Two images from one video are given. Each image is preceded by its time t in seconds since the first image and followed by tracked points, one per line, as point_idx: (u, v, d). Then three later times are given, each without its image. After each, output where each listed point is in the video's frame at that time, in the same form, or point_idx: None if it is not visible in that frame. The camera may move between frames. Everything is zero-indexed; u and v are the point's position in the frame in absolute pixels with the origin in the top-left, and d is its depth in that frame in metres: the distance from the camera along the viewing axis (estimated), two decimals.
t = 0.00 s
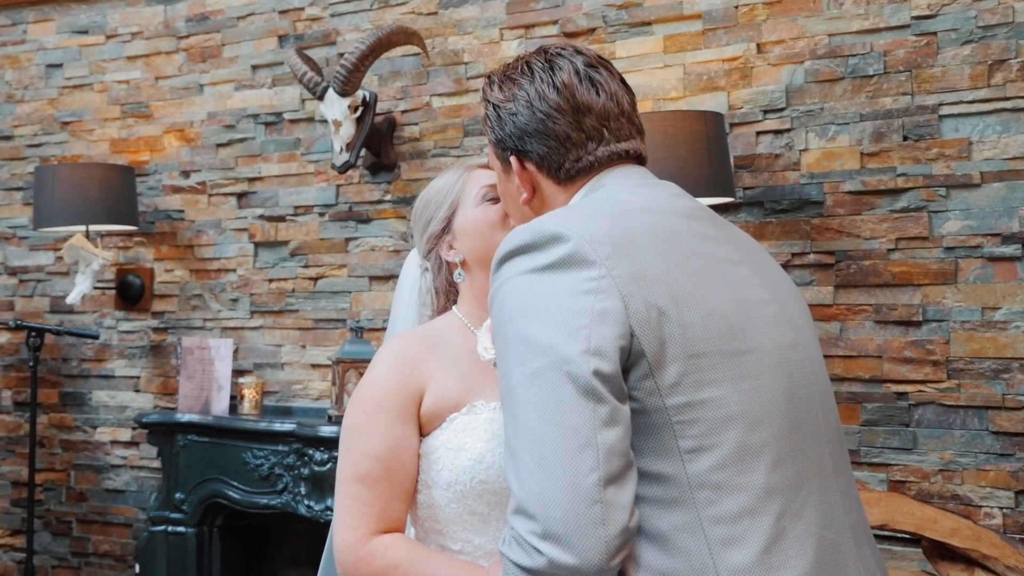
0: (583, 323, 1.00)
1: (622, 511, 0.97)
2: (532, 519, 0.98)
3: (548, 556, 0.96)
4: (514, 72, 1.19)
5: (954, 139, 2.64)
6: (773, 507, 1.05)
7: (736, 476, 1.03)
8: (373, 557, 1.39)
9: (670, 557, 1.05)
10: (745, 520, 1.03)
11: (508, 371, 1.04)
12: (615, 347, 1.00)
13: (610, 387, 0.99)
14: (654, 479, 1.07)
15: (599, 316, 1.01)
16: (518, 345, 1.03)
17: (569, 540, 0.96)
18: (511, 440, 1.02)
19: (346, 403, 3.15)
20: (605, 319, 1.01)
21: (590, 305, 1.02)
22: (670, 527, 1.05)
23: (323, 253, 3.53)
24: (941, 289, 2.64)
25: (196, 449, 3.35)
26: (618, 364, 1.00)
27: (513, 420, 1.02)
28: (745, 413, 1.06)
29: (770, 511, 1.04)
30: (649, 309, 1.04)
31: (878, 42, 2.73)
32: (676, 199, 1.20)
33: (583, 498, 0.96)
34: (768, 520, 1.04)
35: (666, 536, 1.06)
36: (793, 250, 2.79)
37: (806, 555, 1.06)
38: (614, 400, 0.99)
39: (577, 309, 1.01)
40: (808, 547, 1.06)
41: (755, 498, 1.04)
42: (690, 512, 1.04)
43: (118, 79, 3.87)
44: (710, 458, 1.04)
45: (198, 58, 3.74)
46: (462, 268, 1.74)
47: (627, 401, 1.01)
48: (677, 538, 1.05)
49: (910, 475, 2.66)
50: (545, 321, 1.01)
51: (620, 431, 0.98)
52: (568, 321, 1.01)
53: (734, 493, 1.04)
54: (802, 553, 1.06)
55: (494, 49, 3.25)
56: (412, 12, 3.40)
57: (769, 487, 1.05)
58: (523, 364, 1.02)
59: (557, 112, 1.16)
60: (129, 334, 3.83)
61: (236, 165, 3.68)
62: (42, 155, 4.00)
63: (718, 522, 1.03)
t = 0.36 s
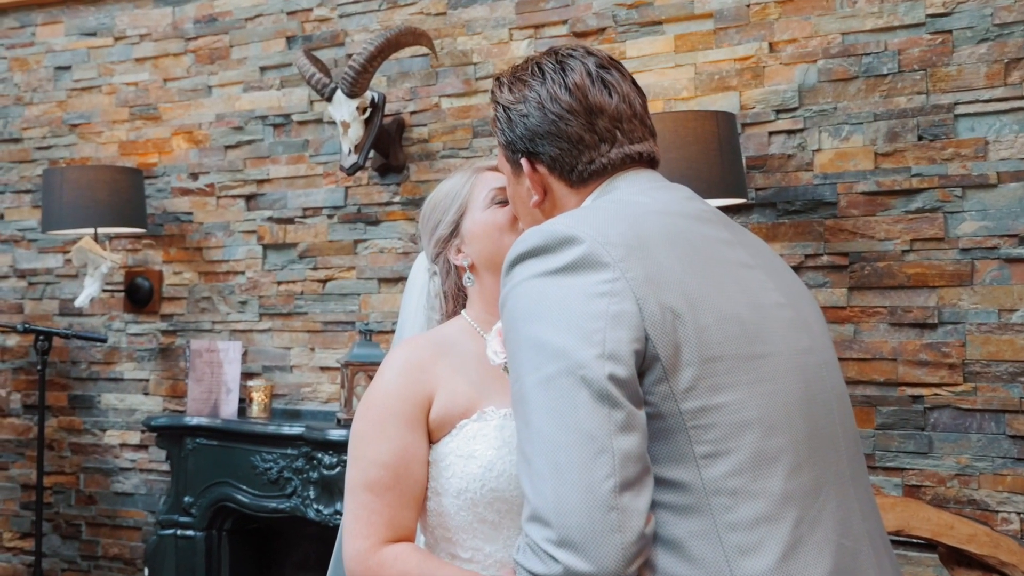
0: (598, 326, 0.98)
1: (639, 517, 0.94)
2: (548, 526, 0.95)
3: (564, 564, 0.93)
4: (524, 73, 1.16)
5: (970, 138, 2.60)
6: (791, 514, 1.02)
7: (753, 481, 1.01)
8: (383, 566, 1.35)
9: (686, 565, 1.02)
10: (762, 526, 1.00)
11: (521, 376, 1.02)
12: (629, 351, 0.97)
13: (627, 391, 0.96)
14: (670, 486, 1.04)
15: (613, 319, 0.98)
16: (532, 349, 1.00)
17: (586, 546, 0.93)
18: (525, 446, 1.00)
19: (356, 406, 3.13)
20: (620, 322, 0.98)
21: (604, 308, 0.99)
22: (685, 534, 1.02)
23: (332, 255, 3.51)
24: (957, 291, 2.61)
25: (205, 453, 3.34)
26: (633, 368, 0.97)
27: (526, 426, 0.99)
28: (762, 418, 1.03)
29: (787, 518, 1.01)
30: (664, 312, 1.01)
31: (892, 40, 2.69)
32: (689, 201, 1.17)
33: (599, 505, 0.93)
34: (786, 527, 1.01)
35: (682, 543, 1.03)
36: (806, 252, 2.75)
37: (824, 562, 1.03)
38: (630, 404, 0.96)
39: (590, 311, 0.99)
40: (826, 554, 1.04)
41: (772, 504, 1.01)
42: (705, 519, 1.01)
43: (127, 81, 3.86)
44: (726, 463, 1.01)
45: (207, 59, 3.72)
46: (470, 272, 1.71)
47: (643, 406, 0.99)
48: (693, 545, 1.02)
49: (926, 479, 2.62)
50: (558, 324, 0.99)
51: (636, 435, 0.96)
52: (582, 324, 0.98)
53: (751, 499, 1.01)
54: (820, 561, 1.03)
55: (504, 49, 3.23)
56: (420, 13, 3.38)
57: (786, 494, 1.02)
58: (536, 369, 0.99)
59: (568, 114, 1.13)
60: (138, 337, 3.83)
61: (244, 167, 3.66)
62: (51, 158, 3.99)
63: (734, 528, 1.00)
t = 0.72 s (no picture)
0: (611, 332, 0.96)
1: (652, 526, 0.92)
2: (560, 535, 0.93)
3: (576, 573, 0.91)
4: (536, 74, 1.14)
5: (982, 140, 2.57)
6: (807, 523, 0.99)
7: (768, 490, 0.98)
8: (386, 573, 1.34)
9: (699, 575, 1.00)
10: (777, 536, 0.98)
11: (532, 382, 1.00)
12: (643, 357, 0.95)
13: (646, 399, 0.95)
14: (683, 494, 1.02)
15: (626, 324, 0.96)
16: (544, 354, 0.98)
17: (597, 556, 0.91)
18: (536, 453, 0.98)
19: (360, 408, 3.12)
20: (634, 328, 0.96)
21: (618, 314, 0.97)
22: (698, 543, 1.00)
23: (337, 256, 3.49)
24: (968, 294, 2.58)
25: (209, 454, 3.33)
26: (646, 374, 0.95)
27: (538, 433, 0.97)
28: (778, 426, 1.01)
29: (803, 527, 0.99)
30: (678, 317, 0.99)
31: (903, 41, 2.66)
32: (703, 205, 1.15)
33: (612, 514, 0.91)
34: (802, 537, 0.99)
35: (696, 552, 1.01)
36: (815, 254, 2.73)
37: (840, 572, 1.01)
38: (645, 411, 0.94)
39: (603, 317, 0.97)
40: (842, 564, 1.01)
41: (787, 513, 0.99)
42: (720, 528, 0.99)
43: (132, 81, 3.85)
44: (740, 472, 0.99)
45: (212, 59, 3.71)
46: (479, 275, 1.69)
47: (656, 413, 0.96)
48: (707, 554, 1.00)
49: (936, 484, 2.60)
50: (570, 330, 0.97)
51: (649, 442, 0.93)
52: (594, 329, 0.96)
53: (766, 508, 0.99)
54: (836, 571, 1.01)
55: (511, 49, 3.21)
56: (427, 13, 3.36)
57: (802, 503, 0.99)
58: (548, 374, 0.97)
59: (582, 116, 1.11)
60: (143, 338, 3.81)
61: (249, 167, 3.65)
62: (56, 158, 3.98)
63: (748, 538, 0.98)
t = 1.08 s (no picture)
0: (617, 335, 0.94)
1: (657, 533, 0.91)
2: (563, 541, 0.91)
3: None
4: (541, 72, 1.13)
5: (984, 142, 2.56)
6: (811, 531, 0.98)
7: (772, 498, 0.97)
8: None
9: None
10: (781, 544, 0.96)
11: (536, 386, 0.98)
12: (648, 362, 0.93)
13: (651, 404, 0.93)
14: (687, 501, 1.00)
15: (632, 328, 0.95)
16: (548, 358, 0.97)
17: (602, 563, 0.89)
18: (539, 458, 0.96)
19: (357, 408, 3.10)
20: (640, 333, 0.95)
21: (623, 317, 0.95)
22: (702, 551, 0.98)
23: (334, 256, 3.47)
24: (969, 297, 2.56)
25: (205, 455, 3.31)
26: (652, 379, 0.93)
27: (541, 437, 0.95)
28: (783, 433, 0.99)
29: (807, 536, 0.97)
30: (684, 322, 0.97)
31: (906, 42, 2.65)
32: (708, 209, 1.13)
33: (617, 520, 0.89)
34: (806, 545, 0.97)
35: (700, 561, 0.99)
36: (816, 256, 2.71)
37: None
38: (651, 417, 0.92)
39: (609, 320, 0.95)
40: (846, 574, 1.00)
41: (791, 521, 0.97)
42: (724, 536, 0.97)
43: (129, 78, 3.83)
44: (745, 479, 0.97)
45: (210, 57, 3.69)
46: (478, 277, 1.68)
47: (660, 419, 0.94)
48: (711, 562, 0.98)
49: (935, 488, 2.58)
50: (575, 333, 0.95)
51: (655, 448, 0.92)
52: (600, 333, 0.94)
53: (770, 516, 0.97)
54: None
55: (511, 48, 3.19)
56: (426, 11, 3.34)
57: (806, 511, 0.98)
58: (552, 378, 0.95)
59: (587, 115, 1.09)
60: (138, 337, 3.79)
61: (247, 166, 3.62)
62: (52, 155, 3.95)
63: (752, 546, 0.96)
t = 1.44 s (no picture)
0: (624, 339, 0.92)
1: (667, 540, 0.89)
2: (572, 548, 0.89)
3: None
4: (540, 68, 1.11)
5: (981, 142, 2.54)
6: (813, 538, 0.96)
7: (776, 504, 0.95)
8: None
9: None
10: (784, 551, 0.95)
11: (540, 390, 0.96)
12: (656, 367, 0.91)
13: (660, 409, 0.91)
14: (692, 506, 0.97)
15: (639, 332, 0.93)
16: (554, 362, 0.94)
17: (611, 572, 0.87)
18: (545, 464, 0.94)
19: (351, 409, 3.08)
20: (647, 337, 0.93)
21: (630, 321, 0.93)
22: (708, 558, 0.96)
23: (328, 256, 3.44)
24: (967, 298, 2.55)
25: (198, 456, 3.28)
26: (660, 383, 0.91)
27: (547, 443, 0.93)
28: (786, 439, 0.97)
29: (809, 542, 0.96)
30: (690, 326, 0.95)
31: (903, 41, 2.63)
32: (709, 210, 1.12)
33: (627, 527, 0.87)
34: (809, 552, 0.96)
35: (705, 567, 0.97)
36: (813, 256, 2.70)
37: None
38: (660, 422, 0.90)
39: (615, 324, 0.93)
40: None
41: (794, 528, 0.95)
42: (727, 543, 0.95)
43: (120, 76, 3.80)
44: (750, 484, 0.95)
45: (202, 55, 3.66)
46: (474, 280, 1.66)
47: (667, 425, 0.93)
48: (715, 569, 0.96)
49: (933, 489, 2.57)
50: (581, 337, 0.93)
51: (664, 453, 0.90)
52: (607, 336, 0.92)
53: (774, 522, 0.95)
54: None
55: (505, 47, 3.17)
56: (420, 9, 3.32)
57: (808, 517, 0.96)
58: (558, 382, 0.93)
59: (587, 112, 1.07)
60: (130, 337, 3.76)
61: (239, 165, 3.60)
62: (43, 154, 3.92)
63: (756, 552, 0.94)
